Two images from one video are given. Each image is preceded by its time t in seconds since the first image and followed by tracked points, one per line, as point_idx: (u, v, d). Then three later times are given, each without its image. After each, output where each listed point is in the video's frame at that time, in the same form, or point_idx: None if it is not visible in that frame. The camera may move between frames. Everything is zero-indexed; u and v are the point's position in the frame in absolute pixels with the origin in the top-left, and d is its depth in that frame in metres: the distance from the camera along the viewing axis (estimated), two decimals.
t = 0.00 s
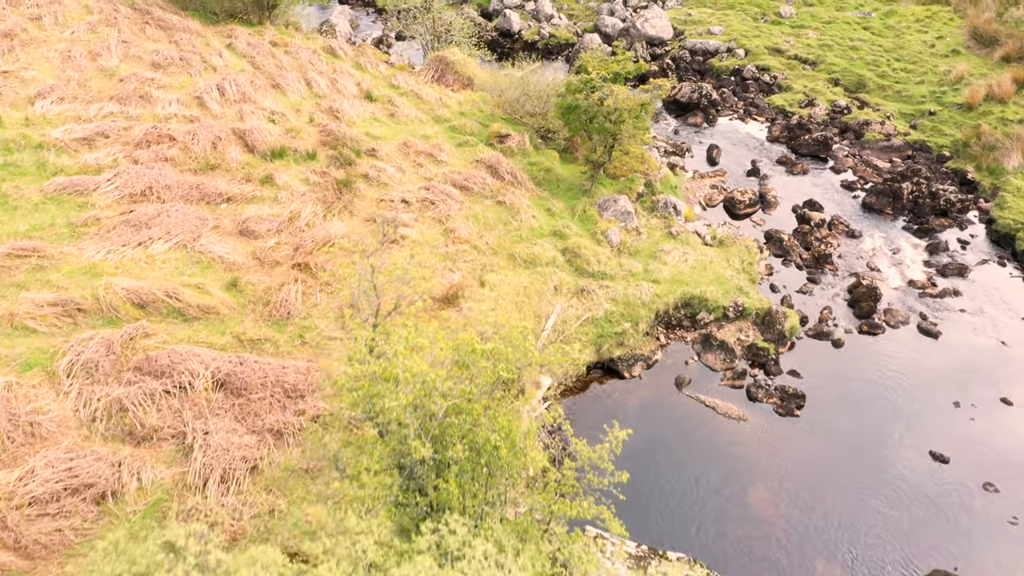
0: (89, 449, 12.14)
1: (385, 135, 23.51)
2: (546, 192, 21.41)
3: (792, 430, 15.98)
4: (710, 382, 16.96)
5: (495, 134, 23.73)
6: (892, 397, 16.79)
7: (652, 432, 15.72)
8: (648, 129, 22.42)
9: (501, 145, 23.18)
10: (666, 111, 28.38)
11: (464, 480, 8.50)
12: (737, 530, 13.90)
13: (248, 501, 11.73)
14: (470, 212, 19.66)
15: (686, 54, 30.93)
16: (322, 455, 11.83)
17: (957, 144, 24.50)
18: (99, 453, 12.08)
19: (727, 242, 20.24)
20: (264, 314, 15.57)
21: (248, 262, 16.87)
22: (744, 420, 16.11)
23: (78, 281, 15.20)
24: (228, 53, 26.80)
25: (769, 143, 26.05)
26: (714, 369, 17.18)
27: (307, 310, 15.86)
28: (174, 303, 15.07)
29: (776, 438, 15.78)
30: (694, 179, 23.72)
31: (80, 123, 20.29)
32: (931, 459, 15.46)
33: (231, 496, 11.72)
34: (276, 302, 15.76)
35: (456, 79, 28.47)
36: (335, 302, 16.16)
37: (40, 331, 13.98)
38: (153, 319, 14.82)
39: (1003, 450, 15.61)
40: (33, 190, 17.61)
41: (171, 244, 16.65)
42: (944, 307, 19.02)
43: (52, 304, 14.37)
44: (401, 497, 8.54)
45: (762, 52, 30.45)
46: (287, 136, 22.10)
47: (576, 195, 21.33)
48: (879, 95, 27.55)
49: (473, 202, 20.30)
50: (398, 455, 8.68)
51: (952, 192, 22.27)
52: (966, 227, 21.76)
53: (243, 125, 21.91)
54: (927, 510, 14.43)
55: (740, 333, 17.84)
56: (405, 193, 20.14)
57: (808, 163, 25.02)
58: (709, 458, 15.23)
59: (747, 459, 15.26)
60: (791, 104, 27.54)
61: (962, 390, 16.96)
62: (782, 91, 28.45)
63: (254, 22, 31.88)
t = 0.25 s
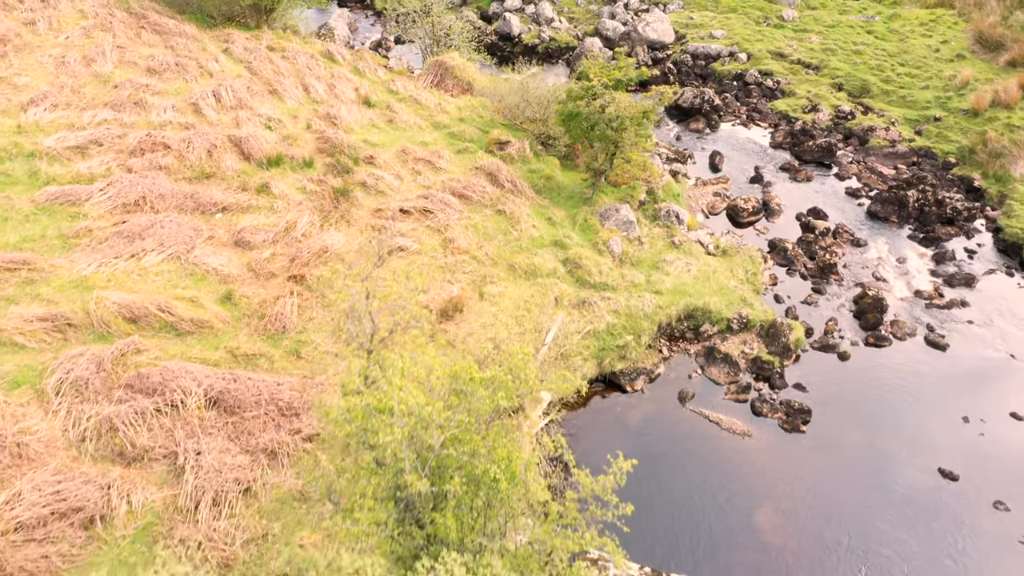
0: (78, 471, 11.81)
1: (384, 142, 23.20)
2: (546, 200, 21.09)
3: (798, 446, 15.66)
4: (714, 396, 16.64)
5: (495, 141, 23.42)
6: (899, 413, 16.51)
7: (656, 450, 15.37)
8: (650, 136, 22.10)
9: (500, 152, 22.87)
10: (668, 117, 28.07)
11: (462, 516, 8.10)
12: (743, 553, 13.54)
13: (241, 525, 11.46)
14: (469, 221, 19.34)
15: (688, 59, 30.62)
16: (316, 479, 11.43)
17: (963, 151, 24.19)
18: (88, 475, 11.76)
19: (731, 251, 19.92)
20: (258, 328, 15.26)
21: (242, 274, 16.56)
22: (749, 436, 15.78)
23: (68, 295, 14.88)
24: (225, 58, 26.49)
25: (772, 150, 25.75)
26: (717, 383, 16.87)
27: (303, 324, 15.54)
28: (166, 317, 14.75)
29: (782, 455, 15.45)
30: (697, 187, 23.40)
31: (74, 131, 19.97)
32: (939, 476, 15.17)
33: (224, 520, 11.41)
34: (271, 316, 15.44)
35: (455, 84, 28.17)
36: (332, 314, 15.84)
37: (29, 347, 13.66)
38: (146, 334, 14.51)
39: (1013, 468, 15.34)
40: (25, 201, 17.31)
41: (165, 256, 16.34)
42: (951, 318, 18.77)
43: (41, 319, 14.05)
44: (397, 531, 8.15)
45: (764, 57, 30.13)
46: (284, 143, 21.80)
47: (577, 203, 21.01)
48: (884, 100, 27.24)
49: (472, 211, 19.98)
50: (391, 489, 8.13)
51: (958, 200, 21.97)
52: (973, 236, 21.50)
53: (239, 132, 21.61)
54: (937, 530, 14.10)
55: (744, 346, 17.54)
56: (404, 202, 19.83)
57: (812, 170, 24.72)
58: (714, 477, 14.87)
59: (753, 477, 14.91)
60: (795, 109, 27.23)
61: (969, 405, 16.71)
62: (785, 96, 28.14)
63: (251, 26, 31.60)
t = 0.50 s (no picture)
0: (66, 493, 11.49)
1: (382, 149, 22.90)
2: (546, 209, 20.78)
3: (804, 463, 15.31)
4: (717, 411, 16.31)
5: (494, 148, 23.11)
6: (906, 428, 16.19)
7: (658, 466, 14.98)
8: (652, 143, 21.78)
9: (500, 159, 22.56)
10: (669, 122, 27.77)
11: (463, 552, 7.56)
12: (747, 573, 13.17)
13: (233, 550, 11.17)
14: (468, 231, 19.04)
15: (689, 63, 30.32)
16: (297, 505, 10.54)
17: (968, 158, 23.88)
18: (76, 498, 11.44)
19: (734, 261, 19.61)
20: (253, 343, 14.96)
21: (237, 286, 16.24)
22: (753, 452, 15.43)
23: (58, 309, 14.56)
24: (221, 63, 26.19)
25: (775, 156, 25.44)
26: (721, 397, 16.54)
27: (299, 338, 15.23)
28: (159, 332, 14.44)
29: (787, 472, 15.09)
30: (699, 194, 23.10)
31: (66, 139, 19.67)
32: (948, 494, 14.81)
33: (215, 546, 11.12)
34: (266, 330, 15.13)
35: (454, 89, 27.87)
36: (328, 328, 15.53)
37: (16, 363, 13.33)
38: (137, 349, 14.20)
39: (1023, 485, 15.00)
40: (16, 211, 17.00)
41: (157, 269, 16.02)
42: (958, 330, 18.46)
43: (30, 334, 13.73)
44: (391, 566, 7.43)
45: (767, 61, 29.82)
46: (281, 150, 21.49)
47: (578, 212, 20.71)
48: (888, 105, 26.93)
49: (471, 220, 19.67)
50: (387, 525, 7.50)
51: (964, 208, 21.66)
52: (979, 245, 21.19)
53: (235, 139, 21.30)
54: (947, 550, 13.74)
55: (749, 359, 17.22)
56: (402, 211, 19.52)
57: (815, 177, 24.40)
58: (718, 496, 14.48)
59: (758, 495, 14.53)
60: (798, 114, 26.92)
61: (978, 420, 16.39)
62: (788, 102, 27.83)
63: (248, 30, 31.30)
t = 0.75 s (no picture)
0: (52, 517, 11.13)
1: (380, 156, 22.59)
2: (547, 217, 20.46)
3: (810, 480, 14.97)
4: (722, 426, 15.98)
5: (494, 155, 22.80)
6: (914, 444, 15.85)
7: (662, 484, 14.65)
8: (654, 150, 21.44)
9: (500, 167, 22.25)
10: (671, 128, 27.45)
11: None
12: None
13: None
14: (467, 241, 18.72)
15: (691, 67, 30.01)
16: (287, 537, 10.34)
17: (974, 164, 23.58)
18: (63, 522, 11.06)
19: (738, 271, 19.28)
20: (247, 358, 14.63)
21: (231, 299, 15.92)
22: (759, 469, 15.09)
23: (47, 324, 14.22)
24: (217, 68, 25.87)
25: (778, 162, 25.12)
26: (725, 412, 16.22)
27: (294, 353, 14.91)
28: (150, 347, 14.11)
29: (793, 489, 14.75)
30: (702, 202, 22.78)
31: (58, 147, 19.33)
32: (958, 512, 14.48)
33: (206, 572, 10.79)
34: (260, 345, 14.81)
35: (454, 94, 27.57)
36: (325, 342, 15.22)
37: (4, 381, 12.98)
38: (128, 365, 13.88)
39: None
40: (6, 222, 16.66)
41: (150, 281, 15.69)
42: (966, 342, 18.15)
43: (18, 350, 13.38)
44: None
45: (770, 65, 29.50)
46: (277, 158, 21.17)
47: (579, 221, 20.40)
48: (892, 111, 26.62)
49: (470, 230, 19.35)
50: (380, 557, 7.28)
51: (971, 217, 21.35)
52: (986, 254, 20.88)
53: (230, 146, 20.98)
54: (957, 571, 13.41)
55: (753, 372, 16.90)
56: (399, 220, 19.19)
57: (819, 184, 24.07)
58: (723, 516, 14.13)
59: (763, 514, 14.19)
60: (801, 120, 26.61)
61: (987, 435, 16.07)
62: (791, 107, 27.52)
63: (245, 35, 31.00)
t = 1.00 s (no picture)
0: (39, 542, 10.78)
1: (378, 163, 22.27)
2: (547, 226, 20.15)
3: (817, 498, 14.62)
4: (726, 442, 15.65)
5: (493, 162, 22.48)
6: (922, 460, 15.53)
7: (665, 504, 14.26)
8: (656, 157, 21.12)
9: (500, 174, 21.94)
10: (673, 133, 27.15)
11: None
12: None
13: None
14: (467, 252, 18.41)
15: (693, 72, 29.70)
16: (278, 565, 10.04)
17: (980, 171, 23.27)
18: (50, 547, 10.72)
19: (742, 281, 18.95)
20: (241, 374, 14.31)
21: (226, 312, 15.59)
22: (764, 486, 14.75)
23: (36, 340, 13.89)
24: (213, 73, 25.57)
25: (782, 169, 24.80)
26: (729, 427, 15.89)
27: (290, 368, 14.58)
28: (142, 363, 13.78)
29: (799, 507, 14.41)
30: (704, 209, 22.46)
31: (51, 155, 19.01)
32: (968, 532, 14.13)
33: None
34: (255, 360, 14.49)
35: (453, 99, 27.26)
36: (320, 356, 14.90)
37: None
38: (119, 382, 13.57)
39: None
40: None
41: (142, 294, 15.37)
42: (974, 354, 17.83)
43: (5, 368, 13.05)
44: None
45: (772, 70, 29.18)
46: (274, 166, 20.85)
47: (580, 230, 20.08)
48: (897, 116, 26.30)
49: (470, 239, 19.03)
50: None
51: (977, 225, 21.04)
52: (994, 264, 20.57)
53: (226, 154, 20.66)
54: None
55: (758, 386, 16.57)
56: (397, 230, 18.87)
57: (823, 191, 23.76)
58: (728, 537, 13.75)
59: (768, 531, 13.87)
60: (805, 126, 26.29)
61: (996, 452, 15.75)
62: (794, 112, 27.21)
63: (242, 39, 30.71)
